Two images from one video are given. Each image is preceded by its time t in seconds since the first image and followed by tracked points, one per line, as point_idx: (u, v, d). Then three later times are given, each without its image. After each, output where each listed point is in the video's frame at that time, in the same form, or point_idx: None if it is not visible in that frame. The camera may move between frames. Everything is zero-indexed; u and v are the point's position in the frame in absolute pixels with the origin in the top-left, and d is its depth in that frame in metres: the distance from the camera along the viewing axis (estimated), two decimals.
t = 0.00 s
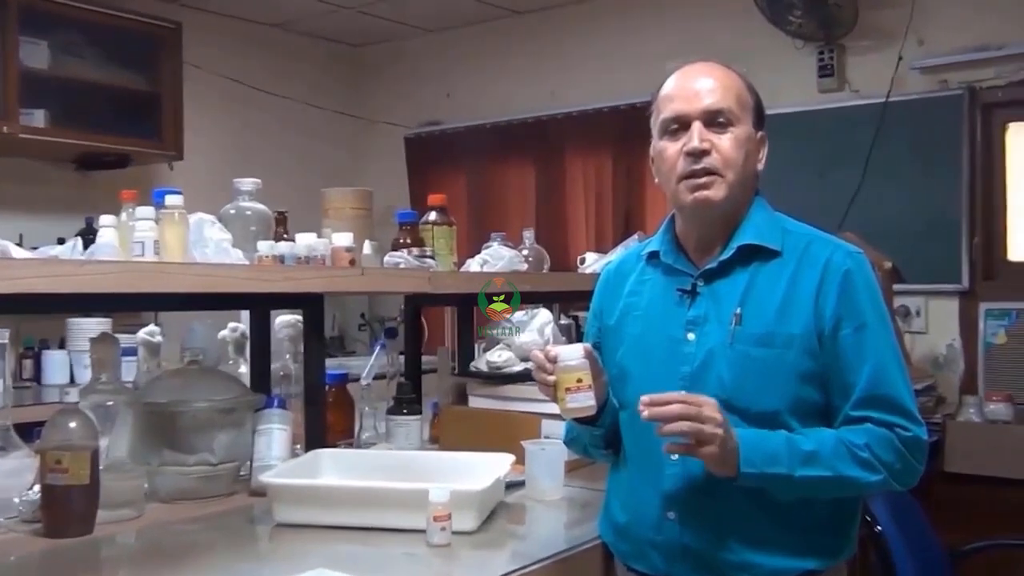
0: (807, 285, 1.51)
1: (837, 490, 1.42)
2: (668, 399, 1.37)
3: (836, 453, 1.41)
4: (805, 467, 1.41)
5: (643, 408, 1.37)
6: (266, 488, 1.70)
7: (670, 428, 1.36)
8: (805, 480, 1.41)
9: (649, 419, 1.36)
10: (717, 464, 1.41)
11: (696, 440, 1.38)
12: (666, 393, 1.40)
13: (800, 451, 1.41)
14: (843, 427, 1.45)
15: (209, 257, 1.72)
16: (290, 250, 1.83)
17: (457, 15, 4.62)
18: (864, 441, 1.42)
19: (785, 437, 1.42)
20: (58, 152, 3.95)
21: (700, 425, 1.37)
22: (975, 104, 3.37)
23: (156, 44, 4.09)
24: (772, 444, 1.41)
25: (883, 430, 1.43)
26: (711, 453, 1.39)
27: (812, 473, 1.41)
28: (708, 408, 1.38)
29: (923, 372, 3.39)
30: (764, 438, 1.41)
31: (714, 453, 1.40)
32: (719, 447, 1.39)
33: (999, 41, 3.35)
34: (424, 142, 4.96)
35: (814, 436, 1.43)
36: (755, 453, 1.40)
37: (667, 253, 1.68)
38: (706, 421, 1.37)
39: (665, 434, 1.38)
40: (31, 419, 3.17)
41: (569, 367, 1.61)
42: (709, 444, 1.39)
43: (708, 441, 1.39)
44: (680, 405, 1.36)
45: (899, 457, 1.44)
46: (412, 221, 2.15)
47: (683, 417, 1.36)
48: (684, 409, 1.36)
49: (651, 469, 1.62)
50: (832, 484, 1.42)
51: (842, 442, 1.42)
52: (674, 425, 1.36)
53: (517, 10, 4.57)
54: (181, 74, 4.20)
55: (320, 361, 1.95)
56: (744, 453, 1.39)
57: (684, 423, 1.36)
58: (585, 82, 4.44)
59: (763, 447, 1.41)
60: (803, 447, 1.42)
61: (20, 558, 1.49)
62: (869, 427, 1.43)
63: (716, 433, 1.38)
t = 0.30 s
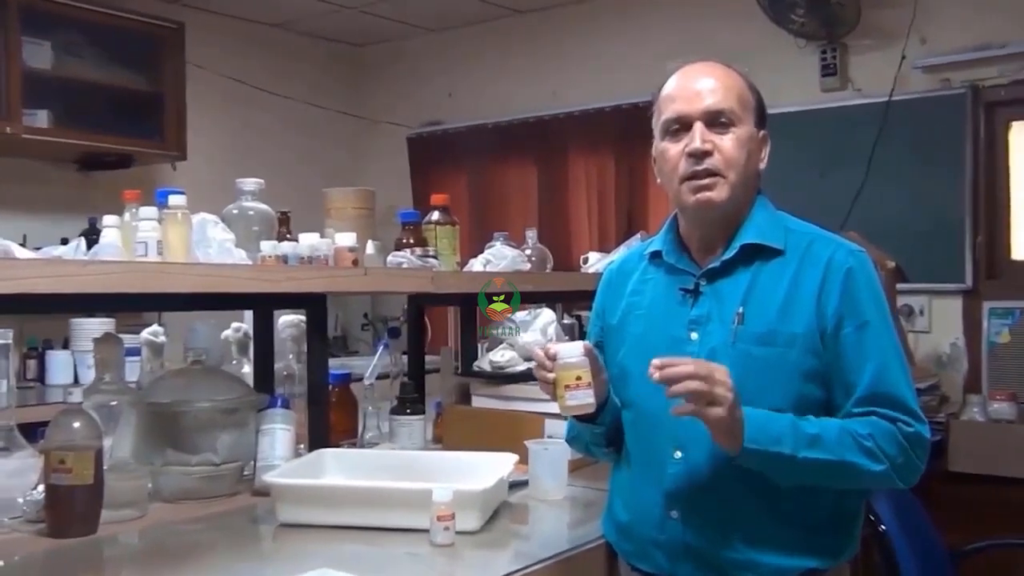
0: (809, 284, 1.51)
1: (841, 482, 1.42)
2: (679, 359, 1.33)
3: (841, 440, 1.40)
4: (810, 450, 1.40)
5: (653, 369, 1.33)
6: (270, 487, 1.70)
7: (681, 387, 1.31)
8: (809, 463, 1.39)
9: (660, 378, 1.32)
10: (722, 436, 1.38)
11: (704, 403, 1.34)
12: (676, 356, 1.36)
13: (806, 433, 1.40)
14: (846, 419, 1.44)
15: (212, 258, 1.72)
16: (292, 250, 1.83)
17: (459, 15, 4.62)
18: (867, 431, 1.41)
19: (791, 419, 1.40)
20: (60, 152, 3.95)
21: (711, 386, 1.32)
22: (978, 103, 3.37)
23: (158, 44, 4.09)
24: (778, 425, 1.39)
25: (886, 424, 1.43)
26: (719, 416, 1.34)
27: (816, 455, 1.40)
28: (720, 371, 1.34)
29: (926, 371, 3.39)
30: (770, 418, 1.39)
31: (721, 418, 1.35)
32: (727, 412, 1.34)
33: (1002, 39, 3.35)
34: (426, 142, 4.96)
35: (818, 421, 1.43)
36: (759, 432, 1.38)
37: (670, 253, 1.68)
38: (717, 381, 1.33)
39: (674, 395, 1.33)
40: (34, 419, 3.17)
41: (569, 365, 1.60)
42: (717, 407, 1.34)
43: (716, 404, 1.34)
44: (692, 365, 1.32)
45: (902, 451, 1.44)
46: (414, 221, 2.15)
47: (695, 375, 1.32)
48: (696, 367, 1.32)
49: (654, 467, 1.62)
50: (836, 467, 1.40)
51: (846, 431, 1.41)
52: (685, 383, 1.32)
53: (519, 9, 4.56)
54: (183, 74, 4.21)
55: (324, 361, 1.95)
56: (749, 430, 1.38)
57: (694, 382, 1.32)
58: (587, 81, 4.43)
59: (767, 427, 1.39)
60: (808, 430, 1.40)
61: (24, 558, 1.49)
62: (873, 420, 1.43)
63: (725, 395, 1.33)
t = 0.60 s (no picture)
0: (807, 283, 1.51)
1: (840, 473, 1.41)
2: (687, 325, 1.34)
3: (842, 426, 1.39)
4: (812, 430, 1.38)
5: (662, 333, 1.33)
6: (269, 486, 1.70)
7: (686, 347, 1.31)
8: (809, 441, 1.38)
9: (668, 340, 1.31)
10: (726, 408, 1.36)
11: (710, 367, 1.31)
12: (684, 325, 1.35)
13: (807, 414, 1.39)
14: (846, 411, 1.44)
15: (211, 257, 1.72)
16: (292, 249, 1.83)
17: (458, 14, 4.61)
18: (868, 420, 1.41)
19: (794, 400, 1.39)
20: (59, 151, 3.95)
21: (718, 347, 1.31)
22: (978, 102, 3.36)
23: (158, 43, 4.09)
24: (780, 403, 1.38)
25: (886, 417, 1.42)
26: (725, 379, 1.32)
27: (819, 435, 1.38)
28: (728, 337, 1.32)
29: (926, 370, 3.39)
30: (772, 397, 1.39)
31: (727, 382, 1.32)
32: (733, 375, 1.32)
33: (1001, 38, 3.34)
34: (425, 141, 4.96)
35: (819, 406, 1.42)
36: (761, 402, 1.37)
37: (668, 252, 1.68)
38: (724, 344, 1.31)
39: (681, 358, 1.32)
40: (34, 419, 3.18)
41: (562, 361, 1.60)
42: (723, 369, 1.31)
43: (723, 366, 1.32)
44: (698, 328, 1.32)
45: (901, 445, 1.43)
46: (414, 220, 2.15)
47: (702, 336, 1.31)
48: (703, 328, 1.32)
49: (652, 463, 1.62)
50: (837, 452, 1.39)
51: (847, 419, 1.40)
52: (691, 343, 1.31)
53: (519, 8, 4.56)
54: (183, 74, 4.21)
55: (323, 360, 1.95)
56: (751, 404, 1.36)
57: (700, 342, 1.31)
58: (587, 80, 4.43)
59: (769, 406, 1.38)
60: (811, 412, 1.40)
61: (24, 558, 1.49)
62: (873, 413, 1.43)
63: (732, 358, 1.31)
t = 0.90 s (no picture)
0: (807, 282, 1.51)
1: (843, 470, 1.41)
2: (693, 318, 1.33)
3: (846, 422, 1.39)
4: (817, 425, 1.38)
5: (669, 327, 1.33)
6: (269, 485, 1.70)
7: (693, 339, 1.30)
8: (815, 436, 1.38)
9: (675, 332, 1.31)
10: (732, 402, 1.37)
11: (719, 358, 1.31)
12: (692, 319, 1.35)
13: (812, 410, 1.39)
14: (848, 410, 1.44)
15: (211, 256, 1.72)
16: (292, 248, 1.83)
17: (458, 13, 4.61)
18: (871, 418, 1.41)
19: (799, 396, 1.39)
20: (59, 150, 3.95)
21: (726, 338, 1.31)
22: (978, 101, 3.37)
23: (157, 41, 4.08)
24: (783, 400, 1.38)
25: (888, 415, 1.43)
26: (734, 368, 1.31)
27: (823, 431, 1.38)
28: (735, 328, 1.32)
29: (926, 368, 3.39)
30: (777, 393, 1.39)
31: (736, 372, 1.31)
32: (742, 365, 1.31)
33: (1001, 37, 3.35)
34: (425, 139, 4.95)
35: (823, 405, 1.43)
36: (767, 399, 1.38)
37: (668, 251, 1.68)
38: (732, 335, 1.31)
39: (689, 350, 1.31)
40: (34, 417, 3.18)
41: (562, 360, 1.60)
42: (732, 359, 1.31)
43: (732, 356, 1.31)
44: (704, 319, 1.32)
45: (904, 444, 1.43)
46: (415, 218, 2.15)
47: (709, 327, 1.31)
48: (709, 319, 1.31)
49: (653, 462, 1.62)
50: (841, 449, 1.39)
51: (850, 416, 1.41)
52: (699, 334, 1.31)
53: (519, 7, 4.56)
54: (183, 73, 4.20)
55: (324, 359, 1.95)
56: (756, 399, 1.37)
57: (707, 333, 1.31)
58: (588, 79, 4.43)
59: (774, 401, 1.38)
60: (815, 406, 1.40)
61: (24, 557, 1.49)
62: (875, 410, 1.43)
63: (741, 347, 1.31)
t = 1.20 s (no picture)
0: (810, 273, 1.52)
1: (848, 470, 1.42)
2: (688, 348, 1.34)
3: (851, 429, 1.40)
4: (820, 437, 1.40)
5: (664, 360, 1.33)
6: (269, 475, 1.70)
7: (690, 374, 1.31)
8: (818, 450, 1.39)
9: (671, 367, 1.32)
10: (736, 423, 1.37)
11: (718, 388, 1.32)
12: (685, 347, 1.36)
13: (814, 421, 1.40)
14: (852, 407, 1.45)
15: (211, 246, 1.71)
16: (292, 238, 1.83)
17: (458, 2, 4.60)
18: (874, 419, 1.42)
19: (801, 407, 1.40)
20: (57, 140, 3.94)
21: (724, 369, 1.32)
22: (980, 91, 3.36)
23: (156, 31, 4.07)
24: (785, 411, 1.39)
25: (892, 412, 1.43)
26: (735, 397, 1.32)
27: (827, 442, 1.39)
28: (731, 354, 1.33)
29: (928, 359, 3.39)
30: (780, 407, 1.39)
31: (737, 400, 1.32)
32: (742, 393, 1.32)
33: (1004, 27, 3.34)
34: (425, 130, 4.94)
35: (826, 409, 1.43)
36: (770, 416, 1.38)
37: (670, 241, 1.68)
38: (728, 363, 1.32)
39: (688, 384, 1.32)
40: (33, 408, 3.18)
41: (563, 351, 1.60)
42: (731, 389, 1.32)
43: (731, 386, 1.32)
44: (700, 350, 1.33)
45: (908, 439, 1.44)
46: (414, 209, 2.14)
47: (705, 359, 1.32)
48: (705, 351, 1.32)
49: (654, 454, 1.62)
50: (845, 455, 1.40)
51: (854, 419, 1.42)
52: (695, 368, 1.31)
53: None
54: (182, 62, 4.19)
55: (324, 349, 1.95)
56: (760, 419, 1.37)
57: (705, 365, 1.31)
58: (588, 69, 4.42)
59: (777, 415, 1.39)
60: (816, 417, 1.41)
61: (26, 547, 1.49)
62: (879, 407, 1.43)
63: (739, 376, 1.32)
